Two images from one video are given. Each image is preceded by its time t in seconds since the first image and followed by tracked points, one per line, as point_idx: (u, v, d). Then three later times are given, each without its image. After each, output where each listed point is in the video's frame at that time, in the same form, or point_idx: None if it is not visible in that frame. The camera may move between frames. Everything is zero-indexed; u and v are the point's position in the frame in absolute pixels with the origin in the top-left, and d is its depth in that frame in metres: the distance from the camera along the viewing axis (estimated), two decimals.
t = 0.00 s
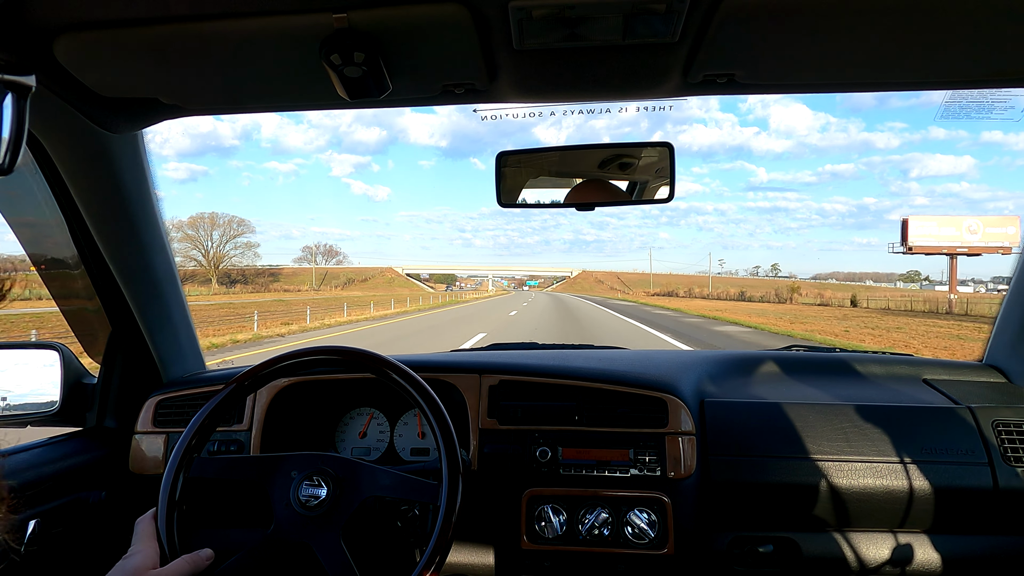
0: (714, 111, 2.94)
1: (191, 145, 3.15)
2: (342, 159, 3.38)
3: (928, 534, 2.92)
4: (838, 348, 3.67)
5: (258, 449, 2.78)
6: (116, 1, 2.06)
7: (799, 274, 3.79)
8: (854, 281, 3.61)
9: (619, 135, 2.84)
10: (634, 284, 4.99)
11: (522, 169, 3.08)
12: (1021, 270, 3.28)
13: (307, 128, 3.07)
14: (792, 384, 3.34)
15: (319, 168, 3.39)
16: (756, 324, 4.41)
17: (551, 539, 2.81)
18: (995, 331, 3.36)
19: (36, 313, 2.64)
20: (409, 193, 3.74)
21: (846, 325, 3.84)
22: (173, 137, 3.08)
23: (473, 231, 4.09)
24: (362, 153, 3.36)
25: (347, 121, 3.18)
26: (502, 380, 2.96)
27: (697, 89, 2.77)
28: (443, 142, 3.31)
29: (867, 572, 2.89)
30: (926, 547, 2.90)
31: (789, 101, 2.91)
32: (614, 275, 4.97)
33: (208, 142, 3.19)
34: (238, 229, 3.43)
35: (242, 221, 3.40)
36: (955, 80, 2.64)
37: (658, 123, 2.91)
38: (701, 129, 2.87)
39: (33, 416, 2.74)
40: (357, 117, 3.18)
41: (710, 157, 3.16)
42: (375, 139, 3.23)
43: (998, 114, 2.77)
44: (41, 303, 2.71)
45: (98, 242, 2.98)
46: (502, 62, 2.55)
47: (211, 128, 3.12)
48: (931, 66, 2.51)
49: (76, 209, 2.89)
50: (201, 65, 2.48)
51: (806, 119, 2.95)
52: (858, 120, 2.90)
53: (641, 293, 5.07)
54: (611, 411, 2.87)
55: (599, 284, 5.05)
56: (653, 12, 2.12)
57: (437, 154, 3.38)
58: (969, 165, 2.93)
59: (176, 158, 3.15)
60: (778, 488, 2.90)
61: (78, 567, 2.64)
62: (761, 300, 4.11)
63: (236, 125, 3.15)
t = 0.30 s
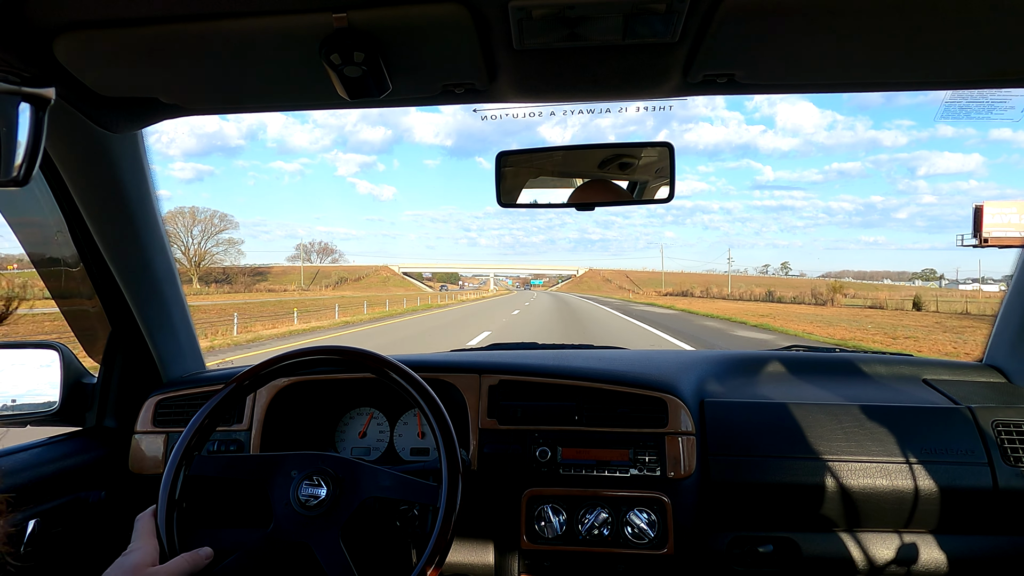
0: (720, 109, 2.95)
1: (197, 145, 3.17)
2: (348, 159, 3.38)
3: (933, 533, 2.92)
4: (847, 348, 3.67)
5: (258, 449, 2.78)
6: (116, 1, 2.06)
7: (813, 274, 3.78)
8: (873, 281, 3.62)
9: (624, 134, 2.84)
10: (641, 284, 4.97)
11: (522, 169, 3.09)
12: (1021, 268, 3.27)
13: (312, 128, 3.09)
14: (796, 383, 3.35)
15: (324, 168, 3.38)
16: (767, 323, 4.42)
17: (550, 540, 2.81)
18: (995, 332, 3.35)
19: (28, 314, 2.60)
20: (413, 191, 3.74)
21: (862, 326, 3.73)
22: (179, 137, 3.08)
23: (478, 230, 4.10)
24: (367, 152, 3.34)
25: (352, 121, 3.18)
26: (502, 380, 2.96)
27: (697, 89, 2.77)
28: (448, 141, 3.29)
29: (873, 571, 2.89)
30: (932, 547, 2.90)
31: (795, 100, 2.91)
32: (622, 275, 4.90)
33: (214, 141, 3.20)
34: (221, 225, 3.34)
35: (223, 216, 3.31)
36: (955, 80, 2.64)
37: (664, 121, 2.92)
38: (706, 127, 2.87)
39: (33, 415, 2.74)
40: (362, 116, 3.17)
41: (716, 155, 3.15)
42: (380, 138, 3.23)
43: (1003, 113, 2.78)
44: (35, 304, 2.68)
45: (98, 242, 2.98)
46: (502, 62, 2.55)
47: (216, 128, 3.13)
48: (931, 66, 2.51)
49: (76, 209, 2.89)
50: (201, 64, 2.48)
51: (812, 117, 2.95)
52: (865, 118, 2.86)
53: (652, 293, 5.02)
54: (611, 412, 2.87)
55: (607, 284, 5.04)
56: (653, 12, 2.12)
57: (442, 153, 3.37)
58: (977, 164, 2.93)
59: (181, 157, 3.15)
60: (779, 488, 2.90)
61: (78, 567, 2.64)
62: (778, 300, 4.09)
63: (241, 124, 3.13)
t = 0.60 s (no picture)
0: (725, 109, 2.93)
1: (202, 144, 3.20)
2: (352, 157, 3.41)
3: (937, 533, 2.92)
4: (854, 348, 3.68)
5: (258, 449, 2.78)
6: (115, 1, 2.05)
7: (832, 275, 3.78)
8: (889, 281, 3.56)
9: (630, 132, 2.82)
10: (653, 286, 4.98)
11: (521, 170, 3.10)
12: (1021, 270, 3.24)
13: (317, 127, 3.09)
14: (801, 383, 3.36)
15: (329, 167, 3.38)
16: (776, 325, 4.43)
17: (550, 540, 2.80)
18: (995, 332, 3.34)
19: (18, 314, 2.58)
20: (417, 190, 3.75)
21: (879, 325, 3.67)
22: (185, 136, 3.11)
23: (482, 230, 4.10)
24: (372, 151, 3.37)
25: (357, 120, 3.18)
26: (502, 380, 2.96)
27: (697, 89, 2.77)
28: (452, 141, 3.30)
29: (880, 572, 2.89)
30: (936, 547, 2.90)
31: (801, 100, 2.89)
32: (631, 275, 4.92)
33: (219, 140, 3.23)
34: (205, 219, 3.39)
35: (205, 210, 3.36)
36: (955, 80, 2.64)
37: (668, 120, 2.91)
38: (712, 126, 2.89)
39: (33, 416, 2.74)
40: (366, 115, 3.17)
41: (721, 154, 3.18)
42: (385, 137, 3.24)
43: (1008, 112, 2.79)
44: (28, 303, 2.64)
45: (98, 242, 2.98)
46: (502, 63, 2.55)
47: (222, 127, 3.14)
48: (931, 66, 2.51)
49: (76, 210, 2.88)
50: (200, 64, 2.47)
51: (818, 117, 2.94)
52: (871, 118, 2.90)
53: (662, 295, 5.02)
54: (611, 412, 2.87)
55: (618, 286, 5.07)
56: (654, 12, 2.12)
57: (446, 153, 3.37)
58: (986, 164, 2.94)
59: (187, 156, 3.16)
60: (779, 488, 2.90)
61: (77, 568, 2.64)
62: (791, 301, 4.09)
63: (247, 124, 3.15)
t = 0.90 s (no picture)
0: (729, 108, 2.92)
1: (206, 144, 3.21)
2: (356, 157, 3.39)
3: (941, 533, 2.91)
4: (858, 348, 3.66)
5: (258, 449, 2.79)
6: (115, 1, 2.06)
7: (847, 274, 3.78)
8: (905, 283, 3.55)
9: (634, 132, 2.84)
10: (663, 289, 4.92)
11: (521, 170, 3.10)
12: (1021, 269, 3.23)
13: (320, 126, 3.11)
14: (805, 383, 3.35)
15: (332, 165, 3.37)
16: (789, 325, 4.42)
17: (550, 539, 2.80)
18: (995, 331, 3.33)
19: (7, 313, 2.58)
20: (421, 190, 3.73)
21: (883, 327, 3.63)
22: (189, 135, 3.10)
23: (485, 229, 4.08)
24: (376, 150, 3.36)
25: (360, 120, 3.19)
26: (502, 380, 2.96)
27: (697, 89, 2.76)
28: (456, 139, 3.27)
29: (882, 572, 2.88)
30: (940, 547, 2.89)
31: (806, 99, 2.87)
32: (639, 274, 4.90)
33: (223, 140, 3.23)
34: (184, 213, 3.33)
35: (183, 205, 3.30)
36: (956, 80, 2.63)
37: (672, 120, 2.93)
38: (714, 126, 2.90)
39: (33, 415, 2.76)
40: (370, 115, 3.18)
41: (724, 154, 3.16)
42: (388, 137, 3.24)
43: (1012, 110, 2.78)
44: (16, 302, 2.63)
45: (98, 242, 2.98)
46: (502, 62, 2.55)
47: (226, 127, 3.15)
48: (931, 66, 2.50)
49: (76, 210, 2.89)
50: (201, 64, 2.48)
51: (823, 116, 2.94)
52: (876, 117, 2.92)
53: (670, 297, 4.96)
54: (612, 412, 2.87)
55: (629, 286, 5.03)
56: (653, 12, 2.11)
57: (450, 152, 3.35)
58: (993, 163, 2.93)
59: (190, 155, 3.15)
60: (779, 488, 2.89)
61: (78, 566, 2.65)
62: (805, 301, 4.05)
63: (251, 124, 3.17)
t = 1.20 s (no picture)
0: (732, 106, 2.94)
1: (207, 143, 3.22)
2: (357, 156, 3.36)
3: (943, 533, 2.91)
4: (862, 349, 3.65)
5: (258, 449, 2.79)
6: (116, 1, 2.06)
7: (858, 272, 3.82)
8: (916, 279, 3.56)
9: (635, 131, 2.81)
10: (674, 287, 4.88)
11: (521, 169, 3.10)
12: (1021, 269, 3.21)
13: (321, 126, 3.07)
14: (806, 382, 3.35)
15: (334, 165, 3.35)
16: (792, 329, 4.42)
17: (550, 539, 2.80)
18: (995, 331, 3.33)
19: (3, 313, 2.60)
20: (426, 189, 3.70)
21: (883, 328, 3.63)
22: (190, 134, 3.11)
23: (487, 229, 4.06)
24: (376, 149, 3.34)
25: (361, 119, 3.19)
26: (501, 380, 2.96)
27: (697, 88, 2.76)
28: (457, 138, 3.27)
29: (881, 572, 2.88)
30: (941, 547, 2.88)
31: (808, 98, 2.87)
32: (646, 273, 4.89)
33: (224, 138, 3.24)
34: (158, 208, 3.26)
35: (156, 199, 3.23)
36: (957, 80, 2.63)
37: (674, 119, 2.96)
38: (718, 126, 2.87)
39: (33, 415, 2.77)
40: (371, 114, 3.17)
41: (725, 153, 3.10)
42: (389, 136, 3.23)
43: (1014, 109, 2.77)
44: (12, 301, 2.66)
45: (98, 242, 2.99)
46: (502, 62, 2.55)
47: (227, 125, 3.15)
48: (931, 66, 2.49)
49: (76, 209, 2.90)
50: (201, 64, 2.48)
51: (825, 115, 2.93)
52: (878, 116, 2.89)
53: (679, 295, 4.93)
54: (612, 411, 2.87)
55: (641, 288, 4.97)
56: (653, 12, 2.11)
57: (451, 151, 3.31)
58: (994, 162, 2.93)
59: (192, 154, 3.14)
60: (779, 488, 2.89)
61: (79, 565, 2.65)
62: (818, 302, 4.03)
63: (252, 123, 3.16)
